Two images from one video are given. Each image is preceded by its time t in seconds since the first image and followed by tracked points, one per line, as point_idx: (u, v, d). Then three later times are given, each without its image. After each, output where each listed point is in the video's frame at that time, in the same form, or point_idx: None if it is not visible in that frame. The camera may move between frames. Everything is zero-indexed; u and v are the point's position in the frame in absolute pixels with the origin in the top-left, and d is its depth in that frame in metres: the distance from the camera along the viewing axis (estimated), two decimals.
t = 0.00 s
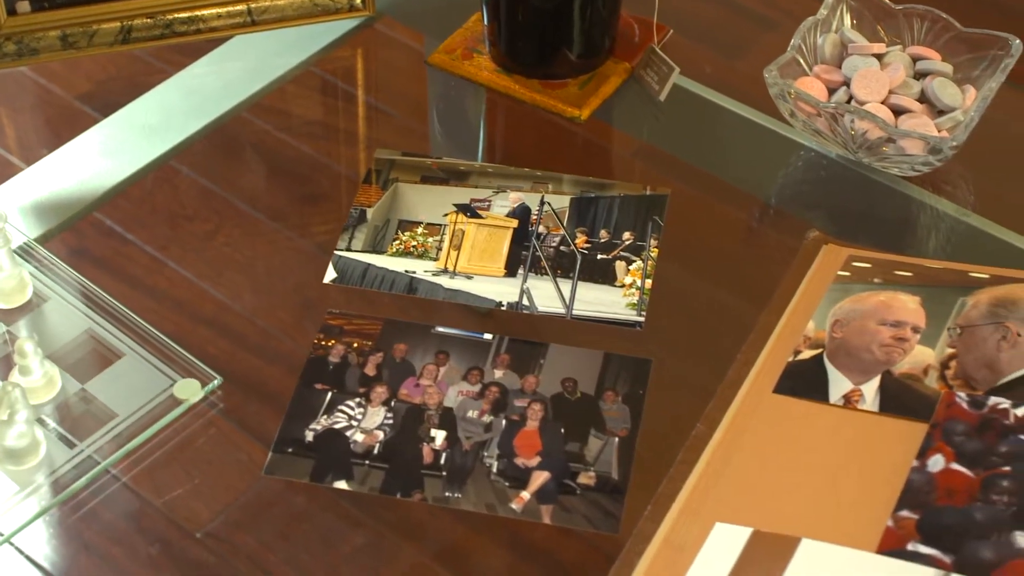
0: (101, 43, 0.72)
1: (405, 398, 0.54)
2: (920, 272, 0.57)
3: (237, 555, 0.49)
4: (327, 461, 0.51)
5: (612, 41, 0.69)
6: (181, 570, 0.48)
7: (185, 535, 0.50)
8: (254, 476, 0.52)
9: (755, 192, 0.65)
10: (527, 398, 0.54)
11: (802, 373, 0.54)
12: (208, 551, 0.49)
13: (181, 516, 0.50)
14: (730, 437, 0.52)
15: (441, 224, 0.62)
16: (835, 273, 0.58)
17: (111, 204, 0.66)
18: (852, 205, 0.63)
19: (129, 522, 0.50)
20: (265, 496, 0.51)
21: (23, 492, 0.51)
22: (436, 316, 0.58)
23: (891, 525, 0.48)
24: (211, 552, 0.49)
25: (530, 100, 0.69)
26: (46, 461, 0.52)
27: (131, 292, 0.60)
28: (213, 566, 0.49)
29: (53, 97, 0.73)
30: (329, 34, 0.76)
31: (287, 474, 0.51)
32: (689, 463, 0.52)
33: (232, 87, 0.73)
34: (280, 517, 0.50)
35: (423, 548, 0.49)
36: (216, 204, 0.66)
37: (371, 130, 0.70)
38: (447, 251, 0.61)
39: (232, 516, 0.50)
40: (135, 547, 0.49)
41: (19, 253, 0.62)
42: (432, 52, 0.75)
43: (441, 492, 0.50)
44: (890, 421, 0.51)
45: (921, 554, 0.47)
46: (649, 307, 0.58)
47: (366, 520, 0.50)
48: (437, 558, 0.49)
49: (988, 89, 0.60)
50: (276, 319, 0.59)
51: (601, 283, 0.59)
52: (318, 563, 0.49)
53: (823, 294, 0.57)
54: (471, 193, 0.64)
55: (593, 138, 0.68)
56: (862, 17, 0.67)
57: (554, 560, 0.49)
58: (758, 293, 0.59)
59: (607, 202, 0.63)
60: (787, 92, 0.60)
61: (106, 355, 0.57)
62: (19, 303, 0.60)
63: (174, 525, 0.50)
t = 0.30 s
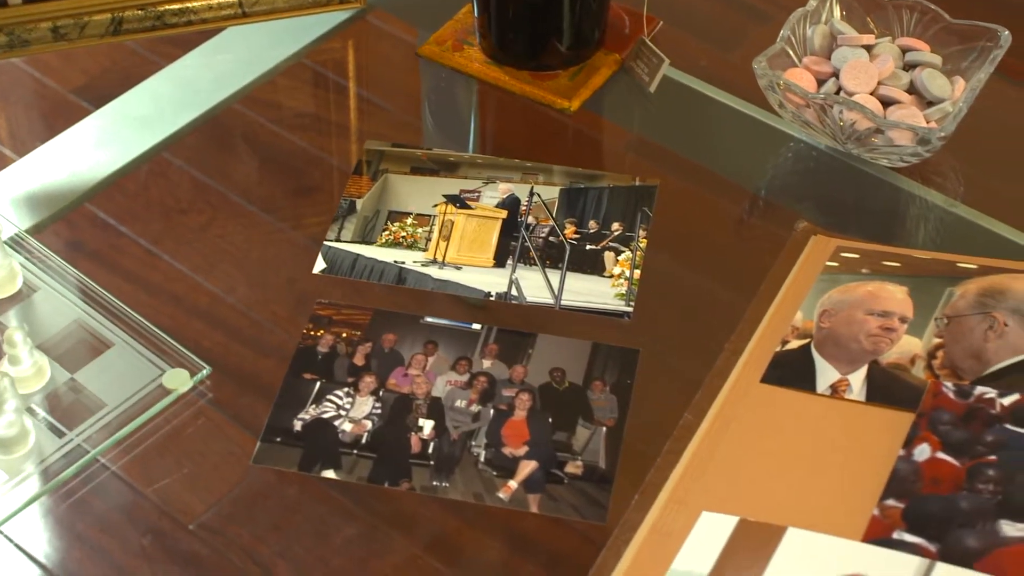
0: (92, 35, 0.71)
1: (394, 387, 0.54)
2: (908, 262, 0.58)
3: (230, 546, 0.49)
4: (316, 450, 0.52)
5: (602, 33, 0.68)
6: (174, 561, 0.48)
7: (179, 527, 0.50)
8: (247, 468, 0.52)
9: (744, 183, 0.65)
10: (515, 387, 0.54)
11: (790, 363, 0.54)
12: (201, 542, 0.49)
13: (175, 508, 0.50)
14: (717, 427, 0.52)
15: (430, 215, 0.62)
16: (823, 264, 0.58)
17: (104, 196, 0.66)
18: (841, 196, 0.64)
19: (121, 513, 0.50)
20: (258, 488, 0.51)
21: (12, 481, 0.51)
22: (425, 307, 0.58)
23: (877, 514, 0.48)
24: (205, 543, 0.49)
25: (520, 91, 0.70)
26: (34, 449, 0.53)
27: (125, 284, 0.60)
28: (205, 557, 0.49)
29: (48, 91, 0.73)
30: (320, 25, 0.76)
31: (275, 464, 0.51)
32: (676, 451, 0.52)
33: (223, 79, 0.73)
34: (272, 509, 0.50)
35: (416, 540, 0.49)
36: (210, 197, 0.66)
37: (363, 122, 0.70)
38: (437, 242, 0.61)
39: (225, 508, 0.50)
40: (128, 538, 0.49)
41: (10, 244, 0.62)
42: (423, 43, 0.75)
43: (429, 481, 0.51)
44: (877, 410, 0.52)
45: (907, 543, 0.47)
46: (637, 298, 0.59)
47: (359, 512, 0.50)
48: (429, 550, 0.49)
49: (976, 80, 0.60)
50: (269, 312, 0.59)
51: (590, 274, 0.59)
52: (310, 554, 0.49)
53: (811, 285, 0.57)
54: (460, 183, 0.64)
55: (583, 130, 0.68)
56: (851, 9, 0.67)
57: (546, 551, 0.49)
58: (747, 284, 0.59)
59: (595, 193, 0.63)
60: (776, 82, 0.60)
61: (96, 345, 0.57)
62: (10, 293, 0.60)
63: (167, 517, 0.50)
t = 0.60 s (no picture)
0: (83, 27, 0.67)
1: (382, 377, 0.54)
2: (896, 253, 0.58)
3: (224, 539, 0.49)
4: (304, 440, 0.52)
5: (592, 24, 0.68)
6: (168, 554, 0.48)
7: (172, 519, 0.50)
8: (241, 460, 0.52)
9: (735, 175, 0.65)
10: (502, 377, 0.54)
11: (778, 352, 0.54)
12: (194, 535, 0.49)
13: (168, 501, 0.50)
14: (704, 417, 0.52)
15: (420, 206, 0.63)
16: (811, 255, 0.58)
17: (99, 188, 0.66)
18: (830, 186, 0.64)
19: (115, 506, 0.50)
20: (251, 481, 0.51)
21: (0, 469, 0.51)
22: (413, 297, 0.58)
23: (863, 503, 0.48)
24: (198, 536, 0.49)
25: (509, 83, 0.70)
26: (23, 438, 0.53)
27: (117, 276, 0.60)
28: (199, 550, 0.48)
29: (43, 84, 0.73)
30: (311, 18, 0.77)
31: (263, 453, 0.52)
32: (664, 441, 0.52)
33: (214, 72, 0.73)
34: (265, 502, 0.50)
35: (410, 532, 0.49)
36: (203, 190, 0.66)
37: (354, 113, 0.71)
38: (426, 233, 0.61)
39: (218, 501, 0.50)
40: (123, 530, 0.49)
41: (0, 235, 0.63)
42: (414, 35, 0.75)
43: (416, 470, 0.51)
44: (863, 400, 0.52)
45: (892, 532, 0.47)
46: (626, 288, 0.59)
47: (353, 504, 0.50)
48: (423, 541, 0.49)
49: (965, 71, 0.60)
50: (262, 304, 0.59)
51: (579, 265, 0.60)
52: (304, 546, 0.49)
53: (799, 275, 0.57)
54: (450, 174, 0.64)
55: (574, 121, 0.69)
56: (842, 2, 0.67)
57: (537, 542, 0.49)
58: (736, 276, 0.59)
59: (584, 184, 0.64)
60: (765, 74, 0.61)
61: (85, 335, 0.58)
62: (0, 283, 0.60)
63: (161, 510, 0.50)
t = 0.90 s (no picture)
0: (73, 19, 0.65)
1: (370, 367, 0.54)
2: (884, 243, 0.58)
3: (217, 531, 0.49)
4: (292, 430, 0.52)
5: (583, 16, 0.68)
6: (161, 546, 0.49)
7: (165, 511, 0.50)
8: (234, 452, 0.52)
9: (725, 166, 0.65)
10: (490, 367, 0.54)
11: (765, 343, 0.54)
12: (187, 527, 0.49)
13: (162, 493, 0.51)
14: (691, 407, 0.52)
15: (409, 197, 0.63)
16: (799, 246, 0.58)
17: (93, 182, 0.66)
18: (819, 178, 0.64)
19: (108, 498, 0.50)
20: (244, 473, 0.51)
21: None
22: (402, 288, 0.58)
23: (848, 492, 0.48)
24: (191, 528, 0.49)
25: (498, 75, 0.70)
26: (12, 428, 0.53)
27: (110, 268, 0.61)
28: (192, 542, 0.49)
29: (38, 78, 0.73)
30: (303, 11, 0.77)
31: (252, 443, 0.52)
32: (652, 431, 0.52)
33: (206, 63, 0.73)
34: (257, 494, 0.51)
35: (404, 526, 0.50)
36: (197, 184, 0.66)
37: (345, 105, 0.71)
38: (415, 224, 0.61)
39: (211, 494, 0.51)
40: (117, 523, 0.49)
41: None
42: (404, 27, 0.75)
43: (403, 460, 0.51)
44: (849, 390, 0.52)
45: (877, 521, 0.47)
46: (614, 279, 0.59)
47: (346, 497, 0.50)
48: (416, 533, 0.49)
49: (954, 63, 0.60)
50: (253, 296, 0.59)
51: (567, 255, 0.60)
52: (297, 538, 0.49)
53: (787, 266, 0.57)
54: (439, 166, 0.65)
55: (564, 113, 0.69)
56: None
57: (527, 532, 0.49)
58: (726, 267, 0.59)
59: (573, 175, 0.64)
60: (754, 65, 0.61)
61: (74, 326, 0.58)
62: None
63: (154, 502, 0.50)
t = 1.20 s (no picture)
0: (64, 11, 0.65)
1: (357, 357, 0.54)
2: (870, 234, 0.58)
3: (209, 523, 0.49)
4: (279, 420, 0.52)
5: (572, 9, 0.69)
6: (153, 537, 0.48)
7: (158, 504, 0.50)
8: (226, 445, 0.52)
9: (714, 158, 0.66)
10: (477, 357, 0.54)
11: (752, 333, 0.54)
12: (180, 519, 0.49)
13: (155, 486, 0.50)
14: (677, 397, 0.53)
15: (397, 188, 0.63)
16: (787, 237, 0.58)
17: (87, 175, 0.66)
18: (808, 170, 0.64)
19: (101, 492, 0.50)
20: (237, 465, 0.51)
21: None
22: (390, 279, 0.58)
23: (833, 482, 0.48)
24: (183, 519, 0.49)
25: (488, 67, 0.70)
26: None
27: (102, 261, 0.61)
28: (184, 534, 0.49)
29: (31, 72, 0.73)
30: (295, 5, 0.77)
31: (239, 433, 0.52)
32: (639, 421, 0.52)
33: (197, 56, 0.73)
34: (250, 487, 0.50)
35: (397, 518, 0.50)
36: (190, 177, 0.66)
37: (335, 97, 0.71)
38: (403, 215, 0.61)
39: (204, 486, 0.51)
40: (109, 516, 0.49)
41: None
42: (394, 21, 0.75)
43: (390, 450, 0.51)
44: (836, 380, 0.52)
45: (862, 510, 0.47)
46: (602, 270, 0.59)
47: (338, 489, 0.50)
48: (408, 526, 0.49)
49: (941, 55, 0.60)
50: (243, 287, 0.59)
51: (555, 247, 0.60)
52: (289, 530, 0.49)
53: (774, 257, 0.57)
54: (428, 157, 0.65)
55: (553, 105, 0.69)
56: None
57: (516, 522, 0.50)
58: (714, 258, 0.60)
59: (562, 166, 0.64)
60: (742, 57, 0.61)
61: (63, 317, 0.58)
62: None
63: (147, 495, 0.50)
